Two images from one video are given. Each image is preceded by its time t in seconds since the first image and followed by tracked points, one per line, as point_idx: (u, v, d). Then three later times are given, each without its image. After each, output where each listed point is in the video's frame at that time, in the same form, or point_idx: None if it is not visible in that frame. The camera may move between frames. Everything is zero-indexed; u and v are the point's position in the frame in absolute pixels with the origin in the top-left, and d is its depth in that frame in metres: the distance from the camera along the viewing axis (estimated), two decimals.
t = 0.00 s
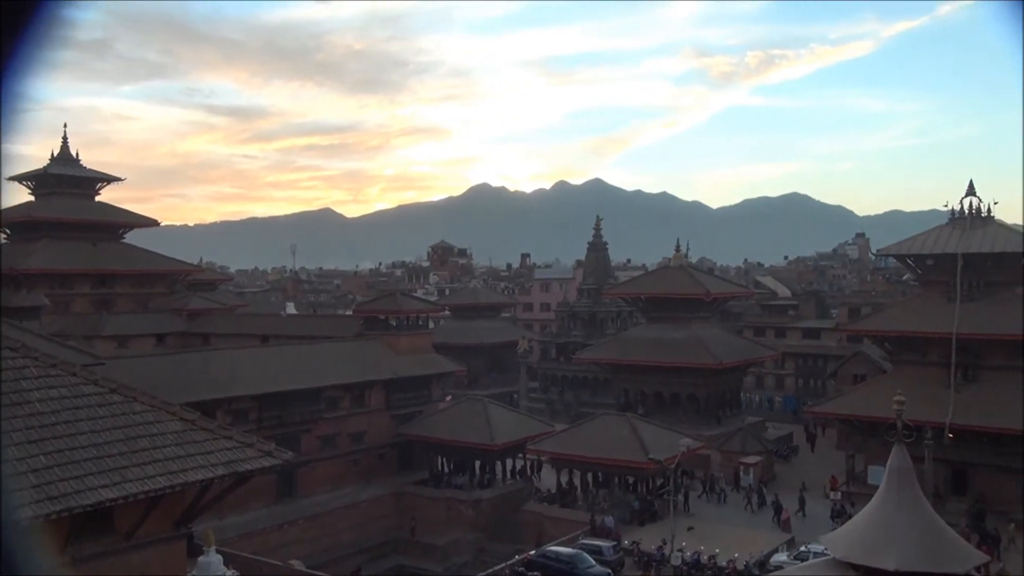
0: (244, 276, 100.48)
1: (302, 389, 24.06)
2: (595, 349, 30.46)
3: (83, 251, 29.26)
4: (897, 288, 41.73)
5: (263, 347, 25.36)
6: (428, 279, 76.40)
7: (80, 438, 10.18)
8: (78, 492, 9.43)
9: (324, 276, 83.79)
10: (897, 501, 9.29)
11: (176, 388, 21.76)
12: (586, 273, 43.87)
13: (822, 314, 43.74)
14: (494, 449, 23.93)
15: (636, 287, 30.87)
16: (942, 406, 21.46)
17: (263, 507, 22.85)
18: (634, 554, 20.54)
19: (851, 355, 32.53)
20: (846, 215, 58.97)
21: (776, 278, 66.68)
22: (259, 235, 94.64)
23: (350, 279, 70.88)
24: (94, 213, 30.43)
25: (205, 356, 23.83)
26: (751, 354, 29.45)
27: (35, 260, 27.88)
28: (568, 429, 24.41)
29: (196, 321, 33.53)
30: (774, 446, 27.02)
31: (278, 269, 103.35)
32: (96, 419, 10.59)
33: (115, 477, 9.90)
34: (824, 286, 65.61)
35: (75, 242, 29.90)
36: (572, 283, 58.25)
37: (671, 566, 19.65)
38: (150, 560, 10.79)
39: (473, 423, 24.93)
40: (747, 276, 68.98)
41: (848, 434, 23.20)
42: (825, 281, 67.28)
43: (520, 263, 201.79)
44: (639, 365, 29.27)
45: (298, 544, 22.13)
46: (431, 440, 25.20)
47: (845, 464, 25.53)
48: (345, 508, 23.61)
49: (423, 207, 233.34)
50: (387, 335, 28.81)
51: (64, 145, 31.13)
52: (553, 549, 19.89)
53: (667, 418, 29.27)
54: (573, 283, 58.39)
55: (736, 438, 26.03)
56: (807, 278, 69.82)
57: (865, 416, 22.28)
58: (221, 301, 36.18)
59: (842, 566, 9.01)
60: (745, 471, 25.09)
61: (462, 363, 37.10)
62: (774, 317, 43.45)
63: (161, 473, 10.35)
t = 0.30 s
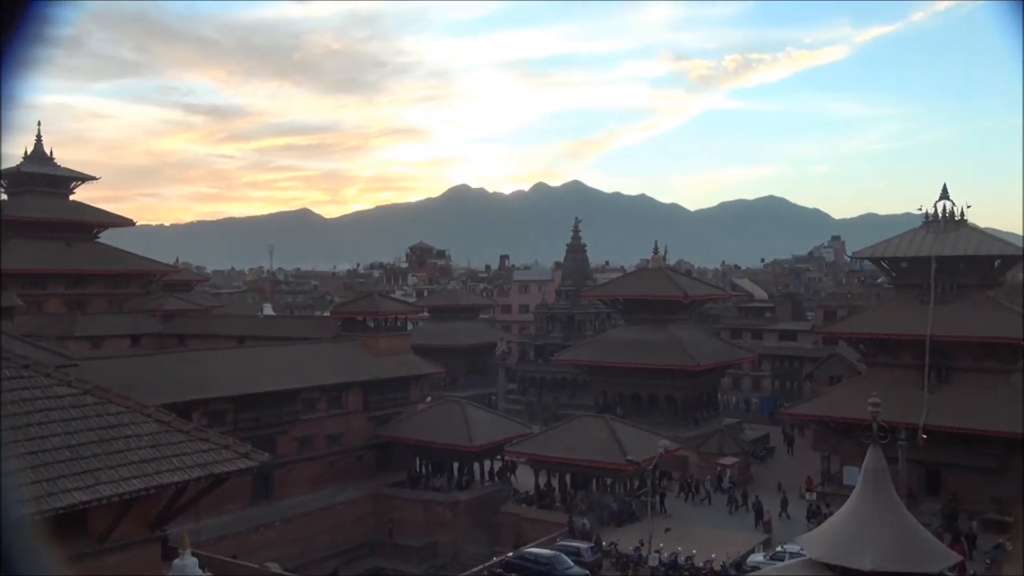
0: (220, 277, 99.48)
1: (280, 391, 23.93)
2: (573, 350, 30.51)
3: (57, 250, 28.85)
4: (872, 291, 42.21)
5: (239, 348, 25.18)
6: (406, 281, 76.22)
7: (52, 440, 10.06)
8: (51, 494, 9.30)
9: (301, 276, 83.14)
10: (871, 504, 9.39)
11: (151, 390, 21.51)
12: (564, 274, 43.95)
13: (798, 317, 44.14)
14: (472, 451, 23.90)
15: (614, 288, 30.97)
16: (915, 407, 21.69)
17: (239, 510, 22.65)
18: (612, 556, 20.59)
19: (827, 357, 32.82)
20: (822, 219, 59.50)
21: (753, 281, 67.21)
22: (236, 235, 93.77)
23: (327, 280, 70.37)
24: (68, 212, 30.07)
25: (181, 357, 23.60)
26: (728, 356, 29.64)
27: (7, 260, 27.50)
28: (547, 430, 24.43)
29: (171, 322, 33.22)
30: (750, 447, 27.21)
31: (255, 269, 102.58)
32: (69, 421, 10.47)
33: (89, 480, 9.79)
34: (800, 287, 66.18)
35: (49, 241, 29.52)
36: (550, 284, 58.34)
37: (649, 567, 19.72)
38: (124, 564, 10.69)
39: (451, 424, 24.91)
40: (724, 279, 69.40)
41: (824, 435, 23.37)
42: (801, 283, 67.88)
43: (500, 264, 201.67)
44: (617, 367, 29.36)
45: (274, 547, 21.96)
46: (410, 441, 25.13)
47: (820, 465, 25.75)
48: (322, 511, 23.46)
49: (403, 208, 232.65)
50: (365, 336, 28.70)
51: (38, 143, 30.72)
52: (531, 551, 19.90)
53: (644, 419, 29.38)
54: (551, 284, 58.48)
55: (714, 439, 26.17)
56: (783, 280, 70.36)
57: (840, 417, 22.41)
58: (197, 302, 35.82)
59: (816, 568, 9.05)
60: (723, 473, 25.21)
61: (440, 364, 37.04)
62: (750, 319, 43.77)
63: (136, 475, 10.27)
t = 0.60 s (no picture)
0: (199, 278, 98.67)
1: (261, 393, 23.78)
2: (555, 352, 30.54)
3: (35, 251, 28.49)
4: (851, 293, 42.55)
5: (219, 350, 25.01)
6: (387, 282, 76.06)
7: (29, 443, 9.93)
8: (28, 498, 9.18)
9: (282, 277, 82.61)
10: (849, 505, 9.44)
11: (130, 392, 21.31)
12: (547, 276, 43.99)
13: (778, 318, 44.44)
14: (454, 452, 23.86)
15: (596, 290, 31.00)
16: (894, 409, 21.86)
17: (219, 513, 22.48)
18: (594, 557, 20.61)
19: (806, 358, 33.03)
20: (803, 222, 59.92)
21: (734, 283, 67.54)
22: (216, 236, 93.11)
23: (308, 281, 69.94)
24: (45, 213, 29.73)
25: (160, 359, 23.39)
26: (709, 357, 29.77)
27: None
28: (530, 432, 24.43)
29: (150, 324, 32.94)
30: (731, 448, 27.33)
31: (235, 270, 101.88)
32: (46, 424, 10.35)
33: (67, 483, 9.67)
34: (780, 289, 66.61)
35: (25, 242, 29.18)
36: (532, 286, 58.38)
37: (631, 568, 19.75)
38: (102, 568, 10.57)
39: (432, 426, 24.86)
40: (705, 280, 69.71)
41: (804, 436, 23.51)
42: (781, 284, 68.31)
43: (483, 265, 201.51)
44: (598, 369, 29.40)
45: (254, 550, 21.80)
46: (392, 444, 25.06)
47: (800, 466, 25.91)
48: (302, 513, 23.33)
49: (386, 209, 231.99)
50: (346, 338, 28.59)
51: (15, 142, 30.36)
52: (513, 552, 19.89)
53: (626, 421, 29.44)
54: (533, 286, 58.52)
55: (695, 440, 26.27)
56: (763, 282, 70.78)
57: (820, 418, 22.51)
58: (176, 304, 35.49)
59: (794, 569, 9.08)
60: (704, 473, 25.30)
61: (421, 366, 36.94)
62: (731, 321, 43.99)
63: (114, 478, 10.17)
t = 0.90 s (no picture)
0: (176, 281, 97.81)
1: (238, 397, 23.60)
2: (535, 354, 30.55)
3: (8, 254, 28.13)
4: (827, 294, 42.94)
5: (196, 353, 24.81)
6: (366, 284, 75.82)
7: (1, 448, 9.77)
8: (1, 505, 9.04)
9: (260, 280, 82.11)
10: (827, 506, 9.48)
11: (104, 397, 21.08)
12: (526, 278, 44.02)
13: (755, 319, 44.75)
14: (434, 455, 23.80)
15: (575, 292, 31.05)
16: (870, 408, 22.03)
17: (196, 518, 22.25)
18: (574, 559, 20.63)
19: (784, 359, 33.26)
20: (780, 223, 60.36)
21: (711, 284, 67.91)
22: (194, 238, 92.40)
23: (287, 283, 69.59)
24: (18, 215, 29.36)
25: (136, 363, 23.16)
26: (688, 358, 29.91)
27: None
28: (510, 433, 24.42)
29: (125, 327, 32.63)
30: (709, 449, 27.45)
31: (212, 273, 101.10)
32: (19, 429, 10.19)
33: (40, 489, 9.53)
34: (758, 289, 67.05)
35: None
36: (511, 288, 58.41)
37: (610, 570, 19.77)
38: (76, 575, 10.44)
39: (412, 429, 24.80)
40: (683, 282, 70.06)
41: (782, 436, 23.65)
42: (758, 285, 68.78)
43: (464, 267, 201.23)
44: (578, 370, 29.44)
45: (232, 555, 21.59)
46: (370, 447, 24.97)
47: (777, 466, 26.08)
48: (280, 518, 23.15)
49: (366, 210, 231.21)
50: (325, 341, 28.46)
51: None
52: (492, 554, 19.86)
53: (605, 422, 29.50)
54: (512, 288, 58.57)
55: (674, 441, 26.37)
56: (741, 283, 71.24)
57: (798, 419, 22.65)
58: (152, 306, 35.17)
59: (767, 572, 9.05)
60: (683, 474, 25.41)
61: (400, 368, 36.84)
62: (710, 322, 44.26)
63: (90, 484, 10.05)
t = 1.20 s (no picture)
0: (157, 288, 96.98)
1: (220, 403, 23.43)
2: (518, 356, 30.56)
3: None
4: (808, 292, 43.26)
5: (177, 360, 24.63)
6: (349, 289, 75.58)
7: None
8: None
9: (241, 285, 81.63)
10: (810, 500, 9.54)
11: (85, 406, 20.87)
12: (509, 280, 44.02)
13: (737, 318, 45.00)
14: (418, 459, 23.76)
15: (558, 293, 31.05)
16: (851, 405, 22.18)
17: (179, 526, 22.05)
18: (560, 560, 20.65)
19: (766, 357, 33.45)
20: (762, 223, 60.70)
21: (693, 284, 68.18)
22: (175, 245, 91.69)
23: (268, 289, 69.23)
24: None
25: (116, 371, 22.95)
26: (671, 358, 30.02)
27: None
28: (494, 436, 24.40)
29: (106, 335, 32.33)
30: (694, 448, 27.56)
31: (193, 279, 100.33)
32: None
33: (21, 499, 9.42)
34: (739, 288, 67.37)
35: None
36: (494, 290, 58.41)
37: (597, 570, 19.80)
38: None
39: (395, 433, 24.74)
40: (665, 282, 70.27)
41: (765, 434, 23.78)
42: (740, 284, 69.12)
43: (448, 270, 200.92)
44: (562, 371, 29.46)
45: (216, 563, 21.42)
46: (355, 451, 24.90)
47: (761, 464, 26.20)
48: (265, 525, 23.00)
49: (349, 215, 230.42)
50: (307, 346, 28.35)
51: None
52: (478, 557, 19.84)
53: (589, 423, 29.55)
54: (495, 290, 58.57)
55: (658, 440, 26.45)
56: (722, 282, 71.54)
57: (782, 416, 22.74)
58: (133, 314, 34.87)
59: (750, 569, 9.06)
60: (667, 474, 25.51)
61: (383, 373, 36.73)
62: (692, 321, 44.44)
63: (70, 494, 9.95)
